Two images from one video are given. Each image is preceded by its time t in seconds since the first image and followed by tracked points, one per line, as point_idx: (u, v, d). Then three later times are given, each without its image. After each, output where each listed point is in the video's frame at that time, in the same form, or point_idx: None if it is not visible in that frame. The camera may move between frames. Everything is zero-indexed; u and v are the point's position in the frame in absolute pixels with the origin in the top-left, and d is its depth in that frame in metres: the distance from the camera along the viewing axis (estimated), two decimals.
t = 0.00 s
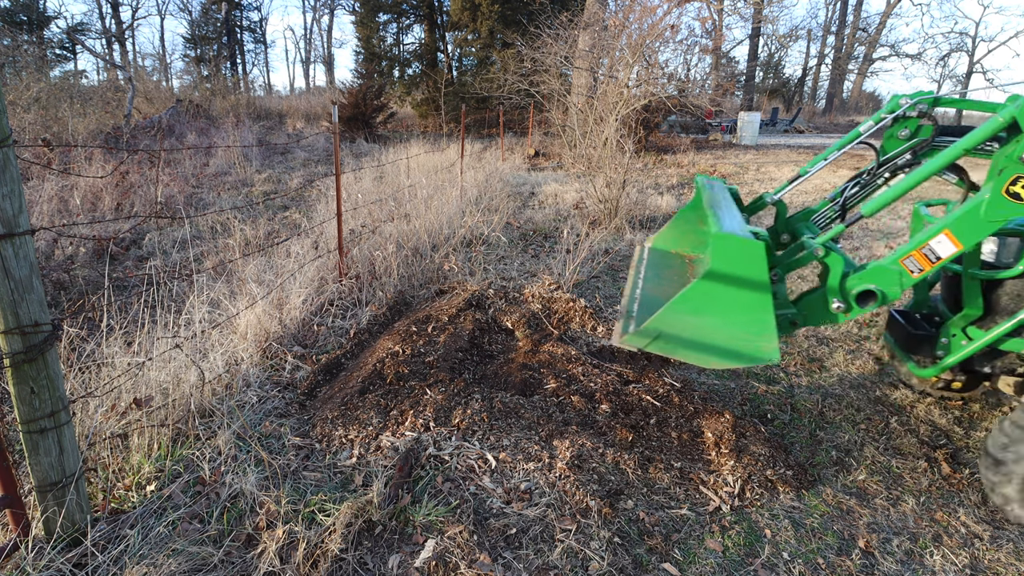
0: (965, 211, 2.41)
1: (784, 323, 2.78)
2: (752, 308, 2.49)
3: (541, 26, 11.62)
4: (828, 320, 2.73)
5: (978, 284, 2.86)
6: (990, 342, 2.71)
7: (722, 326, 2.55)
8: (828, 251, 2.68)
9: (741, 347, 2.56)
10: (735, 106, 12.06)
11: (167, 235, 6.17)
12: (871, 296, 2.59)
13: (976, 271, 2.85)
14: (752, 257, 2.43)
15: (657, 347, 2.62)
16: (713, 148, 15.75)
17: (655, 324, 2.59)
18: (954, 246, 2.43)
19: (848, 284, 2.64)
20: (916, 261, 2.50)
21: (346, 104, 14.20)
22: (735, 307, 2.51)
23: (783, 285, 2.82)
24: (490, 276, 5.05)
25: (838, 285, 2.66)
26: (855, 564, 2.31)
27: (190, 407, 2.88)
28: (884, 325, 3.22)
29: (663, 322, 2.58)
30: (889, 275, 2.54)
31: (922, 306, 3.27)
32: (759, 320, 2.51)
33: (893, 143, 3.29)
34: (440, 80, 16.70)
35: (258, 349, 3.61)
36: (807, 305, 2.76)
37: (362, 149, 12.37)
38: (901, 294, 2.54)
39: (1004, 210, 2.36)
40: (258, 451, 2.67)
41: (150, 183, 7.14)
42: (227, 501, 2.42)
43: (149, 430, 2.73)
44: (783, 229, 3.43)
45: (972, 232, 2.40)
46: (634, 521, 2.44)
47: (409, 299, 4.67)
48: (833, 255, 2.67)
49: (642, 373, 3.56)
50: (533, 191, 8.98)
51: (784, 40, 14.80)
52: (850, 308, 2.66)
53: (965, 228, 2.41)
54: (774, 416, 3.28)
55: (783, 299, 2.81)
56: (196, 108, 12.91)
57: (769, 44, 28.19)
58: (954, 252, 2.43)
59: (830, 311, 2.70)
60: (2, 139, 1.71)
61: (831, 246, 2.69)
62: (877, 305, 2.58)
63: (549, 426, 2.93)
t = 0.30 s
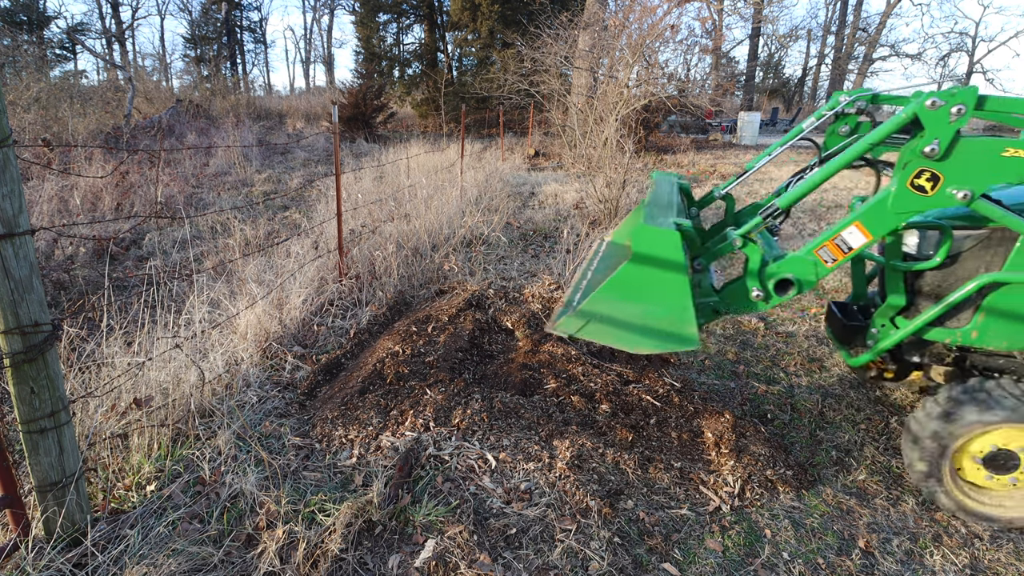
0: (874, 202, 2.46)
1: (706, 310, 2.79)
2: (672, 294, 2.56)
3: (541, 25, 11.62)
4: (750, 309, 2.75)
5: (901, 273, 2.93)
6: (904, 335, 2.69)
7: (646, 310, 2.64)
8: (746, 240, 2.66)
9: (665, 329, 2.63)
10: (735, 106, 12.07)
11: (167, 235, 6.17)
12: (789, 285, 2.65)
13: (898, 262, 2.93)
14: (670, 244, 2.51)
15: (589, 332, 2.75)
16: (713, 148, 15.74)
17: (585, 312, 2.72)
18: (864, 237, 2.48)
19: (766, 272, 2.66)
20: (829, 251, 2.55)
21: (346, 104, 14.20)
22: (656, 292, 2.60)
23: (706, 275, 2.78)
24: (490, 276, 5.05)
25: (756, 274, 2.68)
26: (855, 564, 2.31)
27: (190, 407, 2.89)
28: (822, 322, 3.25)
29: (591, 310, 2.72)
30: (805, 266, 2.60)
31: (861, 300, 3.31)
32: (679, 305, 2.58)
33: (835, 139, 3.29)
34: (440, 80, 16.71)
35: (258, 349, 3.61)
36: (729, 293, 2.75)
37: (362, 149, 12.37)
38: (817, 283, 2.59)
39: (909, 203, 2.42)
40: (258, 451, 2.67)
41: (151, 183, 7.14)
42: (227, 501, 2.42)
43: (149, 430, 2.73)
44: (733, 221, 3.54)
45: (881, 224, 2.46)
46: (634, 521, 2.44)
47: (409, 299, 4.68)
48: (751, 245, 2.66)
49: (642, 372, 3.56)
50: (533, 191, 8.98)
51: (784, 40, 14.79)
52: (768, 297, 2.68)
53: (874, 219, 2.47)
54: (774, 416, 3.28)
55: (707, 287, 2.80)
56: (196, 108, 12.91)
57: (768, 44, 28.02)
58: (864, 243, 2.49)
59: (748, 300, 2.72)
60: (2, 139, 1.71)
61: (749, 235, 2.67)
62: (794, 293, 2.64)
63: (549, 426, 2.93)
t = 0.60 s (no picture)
0: (792, 195, 2.58)
1: (640, 297, 2.97)
2: (601, 280, 2.76)
3: (541, 26, 11.63)
4: (680, 298, 2.93)
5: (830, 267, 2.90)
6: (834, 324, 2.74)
7: (580, 297, 2.83)
8: (673, 232, 2.88)
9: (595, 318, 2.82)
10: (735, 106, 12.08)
11: (167, 235, 6.16)
12: (715, 275, 2.81)
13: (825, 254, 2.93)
14: (598, 232, 2.71)
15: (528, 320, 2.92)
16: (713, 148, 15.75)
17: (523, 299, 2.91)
18: (783, 228, 2.62)
19: (693, 262, 2.85)
20: (752, 242, 2.71)
21: (346, 104, 14.20)
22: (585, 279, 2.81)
23: (638, 266, 2.94)
24: (490, 276, 5.06)
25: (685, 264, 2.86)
26: (855, 565, 2.31)
27: (190, 407, 2.89)
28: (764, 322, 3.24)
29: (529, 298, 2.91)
30: (728, 256, 2.76)
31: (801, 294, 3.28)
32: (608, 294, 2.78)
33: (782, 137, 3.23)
34: (440, 80, 16.72)
35: (258, 349, 3.61)
36: (661, 282, 2.94)
37: (362, 149, 12.37)
38: (741, 272, 2.77)
39: (824, 196, 2.52)
40: (258, 451, 2.67)
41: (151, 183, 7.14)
42: (227, 501, 2.42)
43: (149, 430, 2.73)
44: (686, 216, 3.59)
45: (799, 216, 2.58)
46: (634, 521, 2.44)
47: (409, 300, 4.68)
48: (677, 237, 2.87)
49: (642, 372, 3.56)
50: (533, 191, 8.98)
51: (784, 40, 14.79)
52: (696, 286, 2.88)
53: (791, 211, 2.59)
54: (774, 416, 3.28)
55: (640, 277, 2.97)
56: (196, 108, 12.90)
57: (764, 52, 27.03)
58: (783, 234, 2.62)
59: (679, 288, 2.91)
60: (2, 139, 1.71)
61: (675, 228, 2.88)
62: (720, 282, 2.80)
63: (549, 426, 2.93)
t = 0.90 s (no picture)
0: (715, 192, 2.64)
1: (578, 291, 3.00)
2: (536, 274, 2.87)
3: (541, 25, 11.63)
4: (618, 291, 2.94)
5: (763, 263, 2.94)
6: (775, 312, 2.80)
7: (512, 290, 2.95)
8: (607, 227, 2.93)
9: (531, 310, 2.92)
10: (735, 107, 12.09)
11: (167, 235, 6.16)
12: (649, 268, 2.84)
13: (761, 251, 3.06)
14: (533, 228, 2.83)
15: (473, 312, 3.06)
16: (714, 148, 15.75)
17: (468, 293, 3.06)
18: (709, 223, 2.66)
19: (628, 256, 2.86)
20: (682, 237, 2.73)
21: (346, 104, 14.20)
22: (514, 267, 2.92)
23: (577, 260, 2.98)
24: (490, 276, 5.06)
25: (620, 259, 2.88)
26: (855, 564, 2.31)
27: (190, 407, 2.89)
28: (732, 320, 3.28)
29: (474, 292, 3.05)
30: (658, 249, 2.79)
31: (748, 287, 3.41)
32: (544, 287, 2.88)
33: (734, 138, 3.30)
34: (440, 80, 16.73)
35: (258, 349, 3.61)
36: (599, 275, 2.96)
37: (362, 149, 12.36)
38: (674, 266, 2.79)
39: (745, 192, 2.58)
40: (258, 451, 2.67)
41: (150, 183, 7.14)
42: (227, 501, 2.42)
43: (149, 430, 2.73)
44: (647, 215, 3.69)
45: (722, 211, 2.62)
46: (634, 521, 2.44)
47: (409, 300, 4.69)
48: (612, 231, 2.91)
49: (642, 372, 3.57)
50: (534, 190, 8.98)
51: (784, 40, 14.79)
52: (633, 279, 2.89)
53: (716, 207, 2.63)
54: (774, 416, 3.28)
55: (579, 271, 3.00)
56: (196, 108, 12.90)
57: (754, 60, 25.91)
58: (709, 229, 2.66)
59: (616, 282, 2.92)
60: (2, 139, 1.71)
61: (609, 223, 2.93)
62: (653, 276, 2.83)
63: (549, 426, 2.93)
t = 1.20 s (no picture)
0: (659, 188, 2.84)
1: (535, 284, 3.19)
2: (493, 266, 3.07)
3: (541, 25, 11.63)
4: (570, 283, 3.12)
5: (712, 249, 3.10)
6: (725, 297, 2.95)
7: (472, 282, 3.15)
8: (562, 223, 3.07)
9: (490, 302, 3.11)
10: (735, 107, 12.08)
11: (167, 235, 6.16)
12: (598, 261, 3.02)
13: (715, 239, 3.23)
14: (490, 223, 3.02)
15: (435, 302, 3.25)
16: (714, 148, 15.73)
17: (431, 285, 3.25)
18: (655, 217, 2.86)
19: (580, 250, 3.05)
20: (629, 231, 2.93)
21: (346, 104, 14.19)
22: (484, 262, 3.10)
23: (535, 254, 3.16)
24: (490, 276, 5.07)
25: (572, 252, 3.06)
26: (855, 564, 2.31)
27: (190, 407, 2.89)
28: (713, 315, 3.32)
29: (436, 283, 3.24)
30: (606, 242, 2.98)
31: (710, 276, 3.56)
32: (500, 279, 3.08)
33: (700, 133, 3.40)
34: (440, 80, 16.73)
35: (258, 349, 3.61)
36: (554, 269, 3.14)
37: (362, 149, 12.36)
38: (624, 259, 2.98)
39: (686, 186, 2.77)
40: (258, 451, 2.67)
41: (151, 183, 7.14)
42: (227, 501, 2.42)
43: (149, 430, 2.73)
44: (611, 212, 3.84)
45: (666, 206, 2.84)
46: (634, 521, 2.44)
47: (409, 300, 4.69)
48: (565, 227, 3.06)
49: (642, 373, 3.57)
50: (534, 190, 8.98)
51: (784, 40, 14.77)
52: (585, 272, 3.07)
53: (660, 202, 2.84)
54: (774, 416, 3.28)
55: (535, 265, 3.18)
56: (196, 108, 12.89)
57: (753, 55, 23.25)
58: (655, 223, 2.87)
59: (570, 275, 3.11)
60: (2, 139, 1.71)
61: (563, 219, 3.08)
62: (603, 268, 3.02)
63: (549, 426, 2.94)
